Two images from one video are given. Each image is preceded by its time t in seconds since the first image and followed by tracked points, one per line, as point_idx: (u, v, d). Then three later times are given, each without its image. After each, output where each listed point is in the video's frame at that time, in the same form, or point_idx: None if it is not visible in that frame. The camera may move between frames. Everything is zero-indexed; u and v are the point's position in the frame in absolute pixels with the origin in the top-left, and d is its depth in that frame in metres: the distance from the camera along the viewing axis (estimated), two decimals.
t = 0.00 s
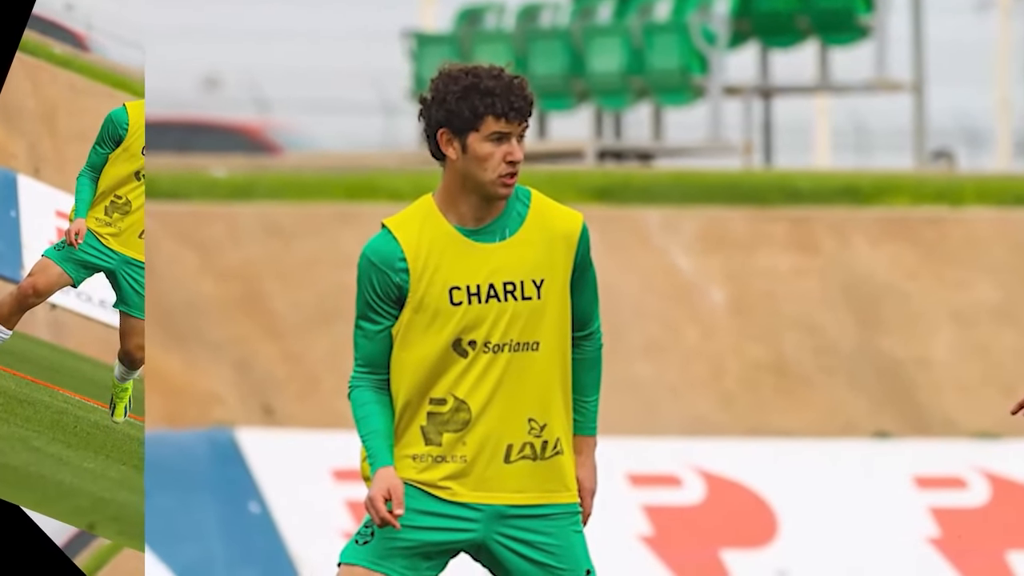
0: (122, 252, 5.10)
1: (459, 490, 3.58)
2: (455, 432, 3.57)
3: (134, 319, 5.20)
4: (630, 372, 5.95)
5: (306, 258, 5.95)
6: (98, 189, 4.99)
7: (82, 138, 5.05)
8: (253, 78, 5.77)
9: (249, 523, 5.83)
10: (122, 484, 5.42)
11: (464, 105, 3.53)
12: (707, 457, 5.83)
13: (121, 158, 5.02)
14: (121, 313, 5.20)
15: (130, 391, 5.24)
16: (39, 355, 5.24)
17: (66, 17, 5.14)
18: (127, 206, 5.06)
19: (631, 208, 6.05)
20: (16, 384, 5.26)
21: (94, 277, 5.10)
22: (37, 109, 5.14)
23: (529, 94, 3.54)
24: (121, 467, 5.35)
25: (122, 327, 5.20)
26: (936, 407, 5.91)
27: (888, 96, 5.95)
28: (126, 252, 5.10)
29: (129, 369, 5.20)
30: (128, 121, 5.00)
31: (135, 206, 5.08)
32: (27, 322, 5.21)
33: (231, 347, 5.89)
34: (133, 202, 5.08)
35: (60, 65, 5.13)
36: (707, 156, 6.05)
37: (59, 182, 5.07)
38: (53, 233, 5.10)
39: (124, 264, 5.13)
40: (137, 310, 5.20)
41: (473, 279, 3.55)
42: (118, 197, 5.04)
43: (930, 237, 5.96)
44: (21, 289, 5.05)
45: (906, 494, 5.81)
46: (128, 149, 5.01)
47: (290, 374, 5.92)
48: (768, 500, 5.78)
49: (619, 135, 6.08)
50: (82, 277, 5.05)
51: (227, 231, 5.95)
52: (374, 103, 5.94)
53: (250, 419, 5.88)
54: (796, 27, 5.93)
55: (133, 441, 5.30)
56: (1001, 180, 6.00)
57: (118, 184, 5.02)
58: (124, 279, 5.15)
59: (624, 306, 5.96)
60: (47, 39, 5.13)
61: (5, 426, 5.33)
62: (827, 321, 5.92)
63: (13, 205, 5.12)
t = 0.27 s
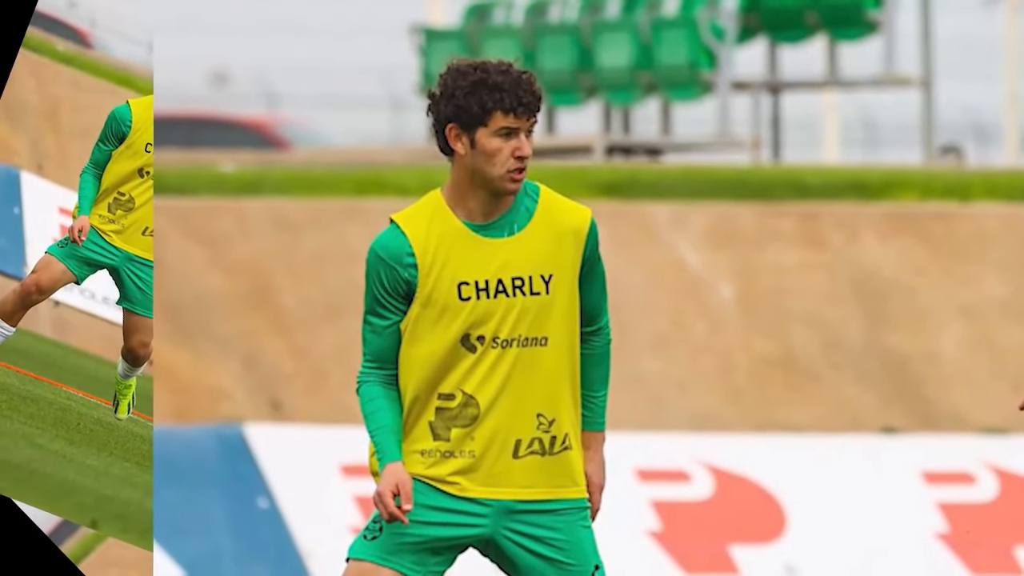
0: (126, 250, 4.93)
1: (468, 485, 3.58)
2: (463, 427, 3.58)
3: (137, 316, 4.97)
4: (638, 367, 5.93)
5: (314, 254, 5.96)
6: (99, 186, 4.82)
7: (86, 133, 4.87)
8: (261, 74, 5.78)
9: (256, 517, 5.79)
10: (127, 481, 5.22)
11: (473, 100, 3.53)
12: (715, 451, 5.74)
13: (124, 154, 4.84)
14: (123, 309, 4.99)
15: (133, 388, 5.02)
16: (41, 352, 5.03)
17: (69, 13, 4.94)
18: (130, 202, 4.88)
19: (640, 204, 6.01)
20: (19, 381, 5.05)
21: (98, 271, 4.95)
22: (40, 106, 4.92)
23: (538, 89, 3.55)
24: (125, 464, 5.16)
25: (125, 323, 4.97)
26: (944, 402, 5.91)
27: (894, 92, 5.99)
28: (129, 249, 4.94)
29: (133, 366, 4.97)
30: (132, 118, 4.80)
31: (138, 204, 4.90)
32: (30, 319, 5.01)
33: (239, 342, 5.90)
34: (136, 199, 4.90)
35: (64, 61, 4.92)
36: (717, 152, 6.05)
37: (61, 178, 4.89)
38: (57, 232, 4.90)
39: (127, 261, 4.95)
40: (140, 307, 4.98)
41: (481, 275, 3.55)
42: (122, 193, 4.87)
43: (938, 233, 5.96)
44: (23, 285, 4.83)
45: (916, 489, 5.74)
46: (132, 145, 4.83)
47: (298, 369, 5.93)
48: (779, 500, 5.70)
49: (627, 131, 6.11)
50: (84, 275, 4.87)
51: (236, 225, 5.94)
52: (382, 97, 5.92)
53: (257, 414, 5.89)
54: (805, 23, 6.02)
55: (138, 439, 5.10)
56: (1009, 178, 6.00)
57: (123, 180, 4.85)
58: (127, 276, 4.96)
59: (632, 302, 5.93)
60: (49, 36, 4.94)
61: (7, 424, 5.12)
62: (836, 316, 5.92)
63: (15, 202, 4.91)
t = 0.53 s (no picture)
0: (128, 247, 5.10)
1: (462, 482, 3.58)
2: (458, 423, 3.58)
3: (140, 313, 5.19)
4: (634, 364, 5.94)
5: (310, 252, 5.96)
6: (104, 183, 5.03)
7: (90, 131, 5.12)
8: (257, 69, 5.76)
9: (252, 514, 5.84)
10: (131, 478, 5.43)
11: (468, 96, 3.54)
12: (709, 448, 5.81)
13: (128, 151, 5.05)
14: (127, 306, 5.20)
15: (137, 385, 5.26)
16: (46, 349, 5.27)
17: (74, 12, 5.21)
18: (134, 199, 5.07)
19: (635, 200, 6.02)
20: (24, 378, 5.27)
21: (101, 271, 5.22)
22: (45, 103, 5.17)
23: (533, 86, 3.56)
24: (130, 461, 5.39)
25: (129, 320, 5.19)
26: (940, 399, 5.90)
27: (890, 87, 5.99)
28: (132, 247, 5.11)
29: (136, 363, 5.21)
30: (135, 114, 5.01)
31: (141, 201, 5.08)
32: (35, 316, 5.27)
33: (234, 338, 5.90)
34: (140, 197, 5.08)
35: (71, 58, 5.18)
36: (716, 148, 6.04)
37: (65, 176, 5.09)
38: (61, 229, 5.11)
39: (131, 258, 5.12)
40: (143, 304, 5.20)
41: (476, 271, 3.55)
42: (127, 191, 5.06)
43: (934, 228, 5.94)
44: (28, 283, 5.01)
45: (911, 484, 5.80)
46: (136, 142, 5.03)
47: (294, 364, 5.93)
48: (773, 494, 5.79)
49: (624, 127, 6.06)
50: (88, 271, 5.04)
51: (232, 222, 5.95)
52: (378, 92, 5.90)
53: (253, 410, 5.89)
54: (800, 19, 6.01)
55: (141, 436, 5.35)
56: (1007, 176, 5.96)
57: (127, 177, 5.04)
58: (130, 272, 5.15)
59: (628, 298, 5.94)
60: (54, 34, 5.21)
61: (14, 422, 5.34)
62: (831, 313, 5.92)
63: (18, 199, 5.11)
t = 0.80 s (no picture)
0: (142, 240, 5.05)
1: (449, 483, 3.58)
2: (445, 425, 3.57)
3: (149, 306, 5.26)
4: (621, 366, 5.94)
5: (296, 252, 5.93)
6: (115, 177, 4.98)
7: (100, 124, 5.14)
8: (244, 71, 5.79)
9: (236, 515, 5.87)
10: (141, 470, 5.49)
11: (455, 97, 3.54)
12: (696, 449, 5.85)
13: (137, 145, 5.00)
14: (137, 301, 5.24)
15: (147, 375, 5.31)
16: (55, 343, 5.23)
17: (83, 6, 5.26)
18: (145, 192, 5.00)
19: (622, 201, 6.05)
20: (33, 370, 5.21)
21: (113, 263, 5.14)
22: (55, 97, 5.18)
23: (519, 87, 3.56)
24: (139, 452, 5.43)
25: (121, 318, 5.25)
26: (926, 399, 5.92)
27: (878, 89, 5.96)
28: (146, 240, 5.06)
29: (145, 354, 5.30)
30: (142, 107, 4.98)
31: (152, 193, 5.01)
32: (45, 309, 5.23)
33: (221, 339, 5.89)
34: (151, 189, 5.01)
35: (81, 50, 5.24)
36: (702, 150, 6.02)
37: (76, 169, 5.07)
38: (72, 221, 5.04)
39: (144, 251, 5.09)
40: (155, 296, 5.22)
41: (463, 272, 3.54)
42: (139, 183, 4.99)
43: (921, 231, 5.96)
44: (38, 276, 4.99)
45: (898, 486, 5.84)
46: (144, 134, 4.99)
47: (281, 365, 5.91)
48: (759, 496, 5.83)
49: (610, 128, 6.01)
50: (99, 265, 5.01)
51: (218, 223, 5.96)
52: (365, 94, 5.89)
53: (239, 411, 5.89)
54: (786, 20, 5.92)
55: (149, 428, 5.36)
56: (993, 176, 5.98)
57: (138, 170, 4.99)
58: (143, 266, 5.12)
59: (615, 299, 5.95)
60: (65, 27, 5.21)
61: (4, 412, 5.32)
62: (817, 313, 5.93)
63: (29, 192, 5.06)
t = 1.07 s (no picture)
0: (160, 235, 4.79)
1: (423, 488, 3.57)
2: (420, 430, 3.56)
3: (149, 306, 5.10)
4: (595, 370, 5.94)
5: (270, 257, 5.93)
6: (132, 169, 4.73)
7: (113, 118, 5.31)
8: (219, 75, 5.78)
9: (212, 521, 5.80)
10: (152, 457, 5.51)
11: (430, 102, 3.54)
12: (670, 453, 5.83)
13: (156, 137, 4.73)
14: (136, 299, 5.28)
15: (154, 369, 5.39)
16: (71, 333, 5.29)
17: None
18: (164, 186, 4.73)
19: (597, 206, 6.03)
20: (48, 361, 5.24)
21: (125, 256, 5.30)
22: (71, 88, 5.28)
23: (494, 92, 3.56)
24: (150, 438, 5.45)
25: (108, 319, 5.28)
26: (900, 403, 5.93)
27: (853, 94, 5.99)
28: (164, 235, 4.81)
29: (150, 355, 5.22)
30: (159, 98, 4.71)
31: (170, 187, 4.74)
32: (61, 299, 5.28)
33: (196, 344, 5.87)
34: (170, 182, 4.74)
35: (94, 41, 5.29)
36: (677, 154, 6.04)
37: (92, 159, 5.25)
38: (88, 211, 5.11)
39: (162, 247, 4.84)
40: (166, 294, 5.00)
41: (437, 277, 3.54)
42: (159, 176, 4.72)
43: (895, 236, 5.99)
44: (54, 267, 4.88)
45: (873, 491, 5.83)
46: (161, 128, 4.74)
47: (255, 370, 5.90)
48: (734, 500, 5.81)
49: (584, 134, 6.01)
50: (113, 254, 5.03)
51: (191, 228, 5.93)
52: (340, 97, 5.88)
53: (213, 416, 5.86)
54: (761, 25, 5.96)
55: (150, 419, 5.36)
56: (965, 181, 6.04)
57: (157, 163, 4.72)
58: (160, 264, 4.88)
59: (590, 304, 5.96)
60: (81, 17, 5.26)
61: (16, 400, 5.29)
62: (791, 318, 5.96)
63: (45, 182, 5.11)
